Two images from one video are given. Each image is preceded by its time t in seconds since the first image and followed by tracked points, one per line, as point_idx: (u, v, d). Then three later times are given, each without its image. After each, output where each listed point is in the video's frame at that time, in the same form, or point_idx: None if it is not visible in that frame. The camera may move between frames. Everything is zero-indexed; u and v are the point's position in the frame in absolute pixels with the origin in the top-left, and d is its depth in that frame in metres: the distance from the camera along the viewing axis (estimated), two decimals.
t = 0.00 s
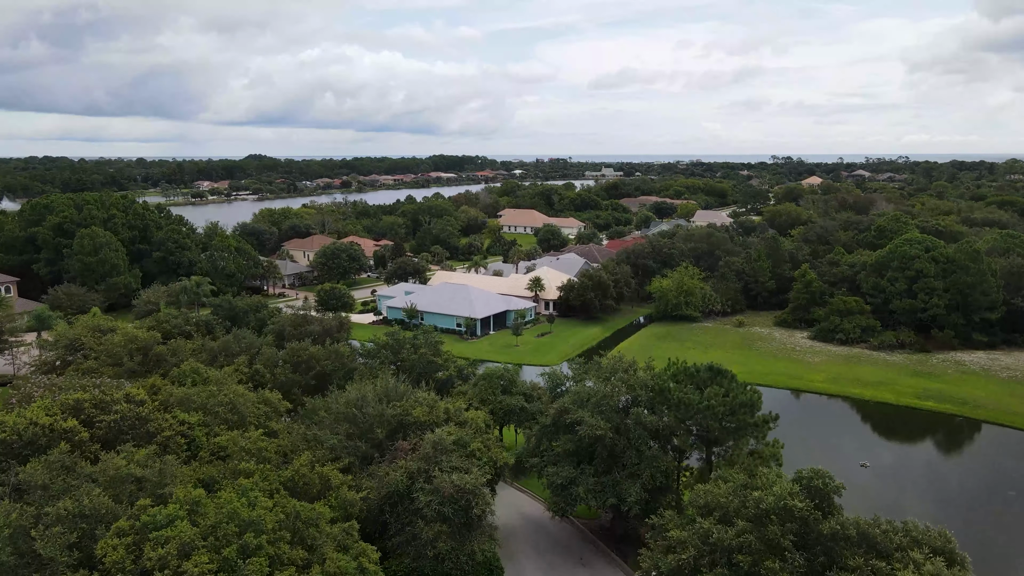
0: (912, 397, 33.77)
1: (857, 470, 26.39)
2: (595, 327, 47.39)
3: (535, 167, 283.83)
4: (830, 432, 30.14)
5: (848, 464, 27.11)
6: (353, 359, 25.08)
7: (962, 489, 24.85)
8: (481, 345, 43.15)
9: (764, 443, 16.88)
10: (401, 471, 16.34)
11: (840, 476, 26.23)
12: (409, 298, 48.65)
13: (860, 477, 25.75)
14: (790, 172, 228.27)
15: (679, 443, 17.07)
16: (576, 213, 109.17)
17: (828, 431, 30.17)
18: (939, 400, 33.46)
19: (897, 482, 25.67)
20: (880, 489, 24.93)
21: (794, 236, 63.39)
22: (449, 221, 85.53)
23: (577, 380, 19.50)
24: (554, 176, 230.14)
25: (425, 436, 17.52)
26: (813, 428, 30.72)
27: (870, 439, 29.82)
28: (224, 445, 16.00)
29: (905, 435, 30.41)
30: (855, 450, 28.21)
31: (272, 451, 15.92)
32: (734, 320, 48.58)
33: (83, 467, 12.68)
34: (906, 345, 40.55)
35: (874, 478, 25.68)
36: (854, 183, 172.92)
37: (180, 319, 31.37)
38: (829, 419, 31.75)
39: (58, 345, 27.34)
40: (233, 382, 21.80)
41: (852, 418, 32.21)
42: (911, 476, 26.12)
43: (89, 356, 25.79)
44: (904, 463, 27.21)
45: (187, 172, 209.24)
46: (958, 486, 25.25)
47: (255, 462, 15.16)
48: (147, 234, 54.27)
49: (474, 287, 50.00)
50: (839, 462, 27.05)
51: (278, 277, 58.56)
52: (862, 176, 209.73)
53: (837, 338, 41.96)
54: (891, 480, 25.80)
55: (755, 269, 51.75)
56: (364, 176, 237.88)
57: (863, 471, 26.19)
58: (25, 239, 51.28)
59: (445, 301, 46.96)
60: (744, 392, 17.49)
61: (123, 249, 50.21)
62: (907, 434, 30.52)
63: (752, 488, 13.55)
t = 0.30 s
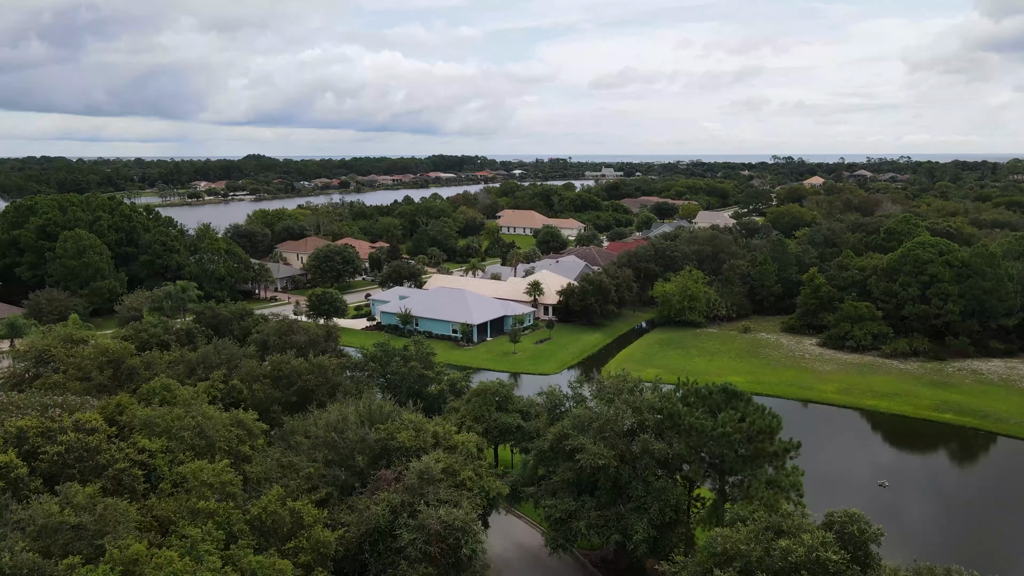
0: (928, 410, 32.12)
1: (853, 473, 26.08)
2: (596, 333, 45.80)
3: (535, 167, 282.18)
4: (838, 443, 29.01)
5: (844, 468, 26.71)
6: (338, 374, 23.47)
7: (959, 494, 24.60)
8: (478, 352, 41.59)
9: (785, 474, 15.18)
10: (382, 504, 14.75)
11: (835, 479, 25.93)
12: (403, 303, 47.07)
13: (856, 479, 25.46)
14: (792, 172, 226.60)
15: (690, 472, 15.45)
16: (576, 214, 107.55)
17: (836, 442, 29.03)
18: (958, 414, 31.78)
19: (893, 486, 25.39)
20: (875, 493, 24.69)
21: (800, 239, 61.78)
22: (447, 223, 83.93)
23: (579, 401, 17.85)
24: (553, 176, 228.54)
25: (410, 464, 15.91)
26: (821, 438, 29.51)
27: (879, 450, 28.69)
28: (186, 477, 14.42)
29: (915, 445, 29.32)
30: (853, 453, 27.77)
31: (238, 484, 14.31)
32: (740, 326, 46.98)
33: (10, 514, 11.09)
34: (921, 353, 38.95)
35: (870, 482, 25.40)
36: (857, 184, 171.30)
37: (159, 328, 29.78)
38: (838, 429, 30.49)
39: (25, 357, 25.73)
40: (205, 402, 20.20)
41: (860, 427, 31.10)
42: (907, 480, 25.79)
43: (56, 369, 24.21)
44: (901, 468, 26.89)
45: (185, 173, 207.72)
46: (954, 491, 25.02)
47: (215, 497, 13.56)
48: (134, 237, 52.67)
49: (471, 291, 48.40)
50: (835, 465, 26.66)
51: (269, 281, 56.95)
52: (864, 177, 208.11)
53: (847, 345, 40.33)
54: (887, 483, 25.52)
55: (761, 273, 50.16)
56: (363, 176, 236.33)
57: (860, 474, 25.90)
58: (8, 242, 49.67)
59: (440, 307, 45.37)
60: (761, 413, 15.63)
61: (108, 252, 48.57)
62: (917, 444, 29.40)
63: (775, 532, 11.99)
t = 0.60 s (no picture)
0: (946, 423, 30.59)
1: (854, 473, 25.66)
2: (597, 339, 44.33)
3: (535, 167, 280.73)
4: (843, 448, 28.19)
5: (844, 469, 26.32)
6: (323, 389, 22.03)
7: (963, 497, 23.97)
8: (474, 360, 40.15)
9: (807, 507, 13.69)
10: (362, 543, 13.26)
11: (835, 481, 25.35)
12: (398, 308, 45.62)
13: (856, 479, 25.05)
14: (793, 172, 225.16)
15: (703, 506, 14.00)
16: (576, 214, 106.16)
17: (840, 447, 28.22)
18: (978, 426, 30.24)
19: (893, 487, 24.92)
20: (875, 493, 24.35)
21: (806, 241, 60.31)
22: (445, 224, 82.51)
23: (580, 424, 16.37)
24: (553, 177, 227.09)
25: (394, 495, 14.46)
26: (825, 443, 28.65)
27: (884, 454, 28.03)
28: (143, 513, 13.00)
29: (926, 453, 28.28)
30: (854, 456, 27.14)
31: (201, 521, 12.87)
32: (746, 332, 45.56)
33: None
34: (934, 360, 37.48)
35: (870, 482, 25.04)
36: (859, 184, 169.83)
37: (139, 337, 28.31)
38: (847, 436, 29.45)
39: None
40: (179, 423, 18.75)
41: (868, 434, 30.12)
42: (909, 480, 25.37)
43: (24, 382, 22.74)
44: (902, 468, 26.48)
45: (182, 173, 206.27)
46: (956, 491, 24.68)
47: (171, 539, 12.09)
48: (122, 239, 51.18)
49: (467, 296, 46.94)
50: (835, 465, 26.25)
51: (262, 285, 55.48)
52: (865, 177, 206.67)
53: (858, 352, 38.89)
54: (887, 483, 25.13)
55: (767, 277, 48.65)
56: (361, 176, 234.88)
57: (860, 474, 25.49)
58: None
59: (436, 312, 43.93)
60: (783, 438, 14.09)
61: (94, 255, 47.02)
62: (926, 449, 28.54)
63: None
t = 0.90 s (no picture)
0: (965, 437, 29.09)
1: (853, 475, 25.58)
2: (598, 346, 42.89)
3: (535, 167, 279.23)
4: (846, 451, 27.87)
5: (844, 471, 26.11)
6: (306, 407, 20.58)
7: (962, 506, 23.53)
8: (471, 368, 38.67)
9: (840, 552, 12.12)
10: None
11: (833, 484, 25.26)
12: (393, 313, 44.16)
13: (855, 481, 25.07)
14: (795, 172, 223.67)
15: (721, 549, 12.48)
16: (577, 215, 104.71)
17: (842, 450, 28.01)
18: (1000, 441, 28.68)
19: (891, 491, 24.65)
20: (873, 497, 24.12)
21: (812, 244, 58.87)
22: (444, 226, 81.07)
23: (583, 453, 14.87)
24: (553, 176, 225.66)
25: (377, 536, 12.97)
26: (827, 445, 28.42)
27: (886, 456, 27.85)
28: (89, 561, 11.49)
29: (933, 457, 27.73)
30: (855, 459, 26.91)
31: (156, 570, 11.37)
32: (752, 338, 44.13)
33: None
34: (950, 370, 36.05)
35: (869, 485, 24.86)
36: (862, 185, 168.30)
37: (116, 348, 26.85)
38: (852, 440, 28.98)
39: None
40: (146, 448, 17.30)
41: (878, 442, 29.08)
42: (909, 481, 25.32)
43: None
44: (902, 468, 26.44)
45: (180, 173, 204.84)
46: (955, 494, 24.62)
47: None
48: (109, 243, 49.76)
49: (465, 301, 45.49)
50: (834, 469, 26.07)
51: (254, 289, 54.04)
52: (867, 177, 205.35)
53: (869, 361, 37.44)
54: (887, 485, 25.04)
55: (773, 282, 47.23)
56: (360, 176, 233.57)
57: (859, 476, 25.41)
58: None
59: (432, 318, 42.48)
60: (811, 474, 12.59)
61: (79, 260, 45.57)
62: (935, 456, 27.74)
63: None
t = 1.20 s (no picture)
0: (989, 458, 27.44)
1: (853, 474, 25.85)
2: (600, 357, 41.32)
3: (535, 167, 277.51)
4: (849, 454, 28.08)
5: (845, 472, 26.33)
6: (286, 436, 19.01)
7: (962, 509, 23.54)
8: (468, 381, 37.09)
9: None
10: None
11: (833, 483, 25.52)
12: (388, 323, 42.55)
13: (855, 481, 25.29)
14: (796, 172, 222.04)
15: None
16: (577, 218, 103.08)
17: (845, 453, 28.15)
18: None
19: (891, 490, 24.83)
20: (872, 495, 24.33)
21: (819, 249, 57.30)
22: (441, 229, 79.43)
23: (587, 501, 13.37)
24: (553, 177, 223.99)
25: None
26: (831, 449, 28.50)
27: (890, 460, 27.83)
28: None
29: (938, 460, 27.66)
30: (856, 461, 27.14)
31: None
32: (759, 349, 42.54)
33: None
34: (968, 384, 34.49)
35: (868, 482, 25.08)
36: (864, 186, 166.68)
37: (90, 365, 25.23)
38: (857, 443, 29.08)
39: None
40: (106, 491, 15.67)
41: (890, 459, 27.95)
42: (909, 485, 25.46)
43: None
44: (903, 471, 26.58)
45: (177, 174, 203.10)
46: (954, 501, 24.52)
47: None
48: (95, 249, 48.21)
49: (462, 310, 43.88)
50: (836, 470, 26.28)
51: (245, 295, 52.46)
52: (869, 177, 203.74)
53: (883, 375, 35.84)
54: (887, 484, 25.22)
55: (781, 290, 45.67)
56: (359, 176, 231.92)
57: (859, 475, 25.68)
58: None
59: (428, 328, 40.90)
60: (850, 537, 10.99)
61: (62, 267, 44.01)
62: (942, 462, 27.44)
63: None
